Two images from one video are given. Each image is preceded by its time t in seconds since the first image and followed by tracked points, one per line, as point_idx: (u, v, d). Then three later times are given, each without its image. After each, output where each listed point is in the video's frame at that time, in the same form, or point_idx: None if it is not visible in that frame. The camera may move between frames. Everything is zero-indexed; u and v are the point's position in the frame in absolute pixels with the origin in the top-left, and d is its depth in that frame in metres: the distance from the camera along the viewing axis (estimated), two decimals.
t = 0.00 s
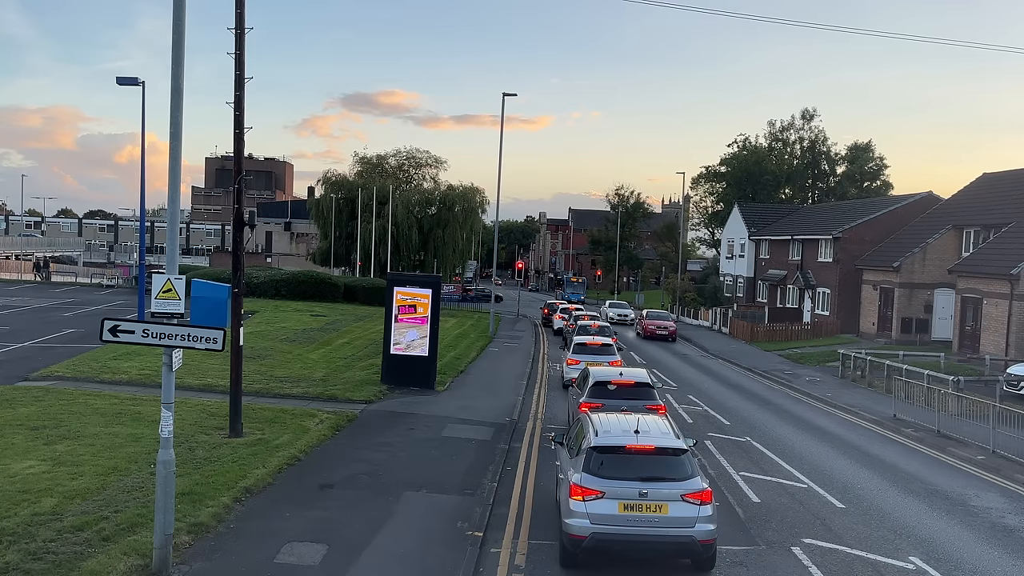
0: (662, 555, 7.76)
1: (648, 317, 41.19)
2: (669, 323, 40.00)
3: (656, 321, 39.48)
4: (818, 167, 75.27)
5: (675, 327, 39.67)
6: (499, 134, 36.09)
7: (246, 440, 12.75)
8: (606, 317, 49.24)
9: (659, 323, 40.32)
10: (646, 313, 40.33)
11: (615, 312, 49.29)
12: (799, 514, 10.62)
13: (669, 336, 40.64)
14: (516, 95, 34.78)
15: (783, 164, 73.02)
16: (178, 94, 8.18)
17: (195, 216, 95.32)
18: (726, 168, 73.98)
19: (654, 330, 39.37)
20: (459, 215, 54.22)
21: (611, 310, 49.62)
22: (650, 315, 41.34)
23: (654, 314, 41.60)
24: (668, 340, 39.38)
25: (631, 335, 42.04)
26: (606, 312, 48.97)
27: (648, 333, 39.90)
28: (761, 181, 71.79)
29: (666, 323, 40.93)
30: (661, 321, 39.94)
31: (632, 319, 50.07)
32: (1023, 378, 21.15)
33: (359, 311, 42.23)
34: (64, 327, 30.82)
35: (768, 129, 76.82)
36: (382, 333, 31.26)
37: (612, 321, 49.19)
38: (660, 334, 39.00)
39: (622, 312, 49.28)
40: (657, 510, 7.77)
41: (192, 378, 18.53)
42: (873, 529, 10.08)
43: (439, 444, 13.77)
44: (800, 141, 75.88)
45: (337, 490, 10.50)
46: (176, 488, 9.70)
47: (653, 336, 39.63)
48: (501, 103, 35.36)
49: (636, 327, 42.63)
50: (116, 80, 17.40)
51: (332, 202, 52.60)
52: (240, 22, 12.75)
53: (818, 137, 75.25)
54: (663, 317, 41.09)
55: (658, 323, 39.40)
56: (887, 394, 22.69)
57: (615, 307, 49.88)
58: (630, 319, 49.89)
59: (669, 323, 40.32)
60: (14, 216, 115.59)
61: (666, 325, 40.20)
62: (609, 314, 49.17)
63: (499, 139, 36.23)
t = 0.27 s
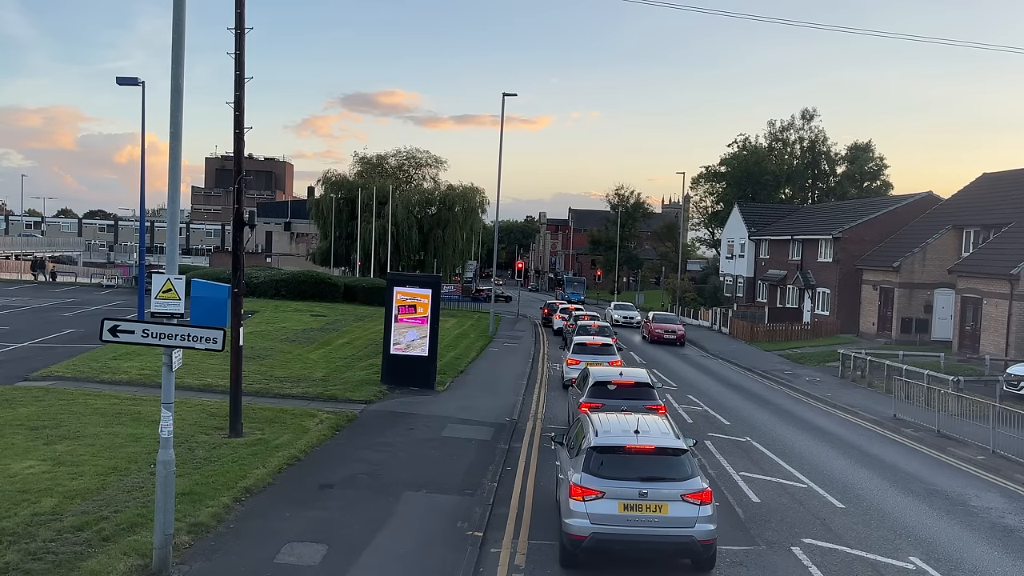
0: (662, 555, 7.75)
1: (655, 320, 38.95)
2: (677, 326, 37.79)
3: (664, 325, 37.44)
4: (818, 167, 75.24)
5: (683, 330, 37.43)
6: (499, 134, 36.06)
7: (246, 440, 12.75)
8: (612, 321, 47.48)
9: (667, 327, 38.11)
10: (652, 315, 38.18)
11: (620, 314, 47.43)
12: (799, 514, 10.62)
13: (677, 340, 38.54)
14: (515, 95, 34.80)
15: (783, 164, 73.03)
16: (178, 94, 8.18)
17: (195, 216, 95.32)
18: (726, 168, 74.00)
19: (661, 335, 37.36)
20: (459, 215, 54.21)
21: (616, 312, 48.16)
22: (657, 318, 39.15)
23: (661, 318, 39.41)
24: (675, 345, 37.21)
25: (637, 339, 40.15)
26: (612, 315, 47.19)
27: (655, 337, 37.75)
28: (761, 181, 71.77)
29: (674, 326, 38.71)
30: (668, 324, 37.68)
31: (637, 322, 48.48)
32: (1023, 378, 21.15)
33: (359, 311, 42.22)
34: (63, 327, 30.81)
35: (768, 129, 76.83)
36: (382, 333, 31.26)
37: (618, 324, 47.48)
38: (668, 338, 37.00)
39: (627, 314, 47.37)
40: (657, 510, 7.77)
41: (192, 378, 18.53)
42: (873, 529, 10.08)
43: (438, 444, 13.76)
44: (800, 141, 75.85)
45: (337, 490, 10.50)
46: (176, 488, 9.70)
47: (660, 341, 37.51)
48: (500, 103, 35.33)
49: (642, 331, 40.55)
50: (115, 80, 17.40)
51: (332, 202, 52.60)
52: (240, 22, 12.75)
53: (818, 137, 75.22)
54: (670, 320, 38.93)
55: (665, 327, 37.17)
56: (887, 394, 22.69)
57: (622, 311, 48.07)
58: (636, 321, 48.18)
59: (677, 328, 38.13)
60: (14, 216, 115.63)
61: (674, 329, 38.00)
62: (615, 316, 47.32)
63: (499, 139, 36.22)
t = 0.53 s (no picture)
0: (662, 555, 7.75)
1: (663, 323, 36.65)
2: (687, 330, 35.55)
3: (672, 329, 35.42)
4: (819, 167, 75.20)
5: (693, 334, 35.22)
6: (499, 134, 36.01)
7: (246, 440, 12.75)
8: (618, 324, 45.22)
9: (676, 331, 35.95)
10: (659, 318, 35.95)
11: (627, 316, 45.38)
12: (799, 514, 10.62)
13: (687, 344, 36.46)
14: (515, 96, 34.67)
15: (783, 164, 73.03)
16: (178, 94, 8.18)
17: (195, 216, 95.30)
18: (726, 168, 74.01)
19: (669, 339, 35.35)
20: (459, 215, 54.21)
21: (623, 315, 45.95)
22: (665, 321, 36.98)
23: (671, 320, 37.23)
24: (685, 349, 34.87)
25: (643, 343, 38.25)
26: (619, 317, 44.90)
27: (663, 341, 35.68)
28: (761, 181, 71.75)
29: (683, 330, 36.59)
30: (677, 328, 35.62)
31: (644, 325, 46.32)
32: (1023, 378, 21.15)
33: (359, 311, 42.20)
34: (64, 327, 30.82)
35: (768, 129, 76.82)
36: (382, 333, 31.26)
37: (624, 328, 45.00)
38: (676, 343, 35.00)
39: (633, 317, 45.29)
40: (657, 510, 7.77)
41: (192, 378, 18.53)
42: (874, 529, 10.08)
43: (438, 444, 13.76)
44: (800, 141, 75.86)
45: (337, 490, 10.50)
46: (176, 488, 9.70)
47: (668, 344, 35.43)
48: (500, 103, 35.20)
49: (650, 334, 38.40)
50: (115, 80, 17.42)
51: (332, 202, 52.59)
52: (240, 22, 12.75)
53: (818, 137, 75.21)
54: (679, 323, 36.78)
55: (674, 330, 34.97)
56: (887, 394, 22.69)
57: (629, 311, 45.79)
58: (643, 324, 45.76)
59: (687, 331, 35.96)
60: (14, 216, 115.62)
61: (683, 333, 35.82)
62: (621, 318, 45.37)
63: (500, 138, 36.16)
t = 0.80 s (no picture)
0: (662, 555, 7.75)
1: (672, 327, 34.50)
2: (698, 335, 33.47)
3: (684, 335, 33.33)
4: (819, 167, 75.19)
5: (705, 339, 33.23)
6: (499, 134, 36.02)
7: (246, 440, 12.74)
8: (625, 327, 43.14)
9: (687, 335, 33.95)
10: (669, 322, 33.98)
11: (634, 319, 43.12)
12: (799, 514, 10.62)
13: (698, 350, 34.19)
14: (515, 96, 34.68)
15: (783, 164, 73.05)
16: (178, 94, 8.18)
17: (195, 216, 95.24)
18: (726, 168, 74.05)
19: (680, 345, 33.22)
20: (459, 215, 54.21)
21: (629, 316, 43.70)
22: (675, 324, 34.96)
23: (680, 323, 35.20)
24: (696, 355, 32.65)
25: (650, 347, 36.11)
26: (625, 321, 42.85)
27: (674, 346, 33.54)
28: (761, 181, 71.74)
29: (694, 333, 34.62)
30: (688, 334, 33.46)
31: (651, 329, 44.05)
32: (1022, 378, 21.16)
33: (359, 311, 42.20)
34: (64, 327, 30.82)
35: (768, 129, 76.82)
36: (382, 333, 31.27)
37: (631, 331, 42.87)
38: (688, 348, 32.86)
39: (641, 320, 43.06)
40: (657, 510, 7.77)
41: (192, 378, 18.53)
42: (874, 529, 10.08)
43: (438, 444, 13.75)
44: (800, 141, 75.86)
45: (337, 490, 10.50)
46: (176, 489, 9.70)
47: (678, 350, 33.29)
48: (500, 103, 35.17)
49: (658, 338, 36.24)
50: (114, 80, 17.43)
51: (332, 202, 52.59)
52: (240, 22, 12.75)
53: (818, 137, 75.21)
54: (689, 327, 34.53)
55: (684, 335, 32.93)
56: (887, 394, 22.69)
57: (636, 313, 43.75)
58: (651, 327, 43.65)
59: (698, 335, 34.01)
60: (14, 216, 115.56)
61: (694, 338, 33.81)
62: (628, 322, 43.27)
63: (500, 138, 36.16)
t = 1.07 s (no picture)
0: (662, 555, 7.75)
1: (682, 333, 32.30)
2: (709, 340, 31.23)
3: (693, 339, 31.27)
4: (819, 167, 75.16)
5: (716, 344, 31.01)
6: (499, 134, 36.01)
7: (246, 440, 12.74)
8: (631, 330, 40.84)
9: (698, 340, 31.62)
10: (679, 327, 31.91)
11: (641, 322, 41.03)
12: (799, 514, 10.62)
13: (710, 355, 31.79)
14: (515, 96, 34.67)
15: (783, 164, 73.05)
16: (178, 94, 8.18)
17: (195, 216, 95.20)
18: (725, 168, 74.08)
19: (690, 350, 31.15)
20: (459, 215, 54.22)
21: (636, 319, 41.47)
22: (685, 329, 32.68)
23: (691, 327, 32.90)
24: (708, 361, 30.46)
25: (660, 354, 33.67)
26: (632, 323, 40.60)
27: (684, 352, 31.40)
28: (761, 181, 71.72)
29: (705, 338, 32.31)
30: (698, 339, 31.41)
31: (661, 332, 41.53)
32: (1023, 378, 21.15)
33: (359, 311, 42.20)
34: (64, 327, 30.80)
35: (768, 129, 76.82)
36: (382, 333, 31.26)
37: (637, 334, 40.59)
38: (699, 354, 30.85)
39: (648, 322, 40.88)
40: (657, 510, 7.77)
41: (192, 378, 18.53)
42: (873, 529, 10.08)
43: (438, 444, 13.76)
44: (800, 141, 75.86)
45: (337, 490, 10.50)
46: (176, 488, 9.70)
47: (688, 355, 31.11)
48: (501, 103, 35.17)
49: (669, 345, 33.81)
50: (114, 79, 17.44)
51: (331, 202, 52.60)
52: (240, 22, 12.75)
53: (818, 137, 75.21)
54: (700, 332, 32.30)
55: (695, 340, 30.62)
56: (887, 394, 22.69)
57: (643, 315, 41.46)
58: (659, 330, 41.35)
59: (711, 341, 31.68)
60: (14, 216, 115.48)
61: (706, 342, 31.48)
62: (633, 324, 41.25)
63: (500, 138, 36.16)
